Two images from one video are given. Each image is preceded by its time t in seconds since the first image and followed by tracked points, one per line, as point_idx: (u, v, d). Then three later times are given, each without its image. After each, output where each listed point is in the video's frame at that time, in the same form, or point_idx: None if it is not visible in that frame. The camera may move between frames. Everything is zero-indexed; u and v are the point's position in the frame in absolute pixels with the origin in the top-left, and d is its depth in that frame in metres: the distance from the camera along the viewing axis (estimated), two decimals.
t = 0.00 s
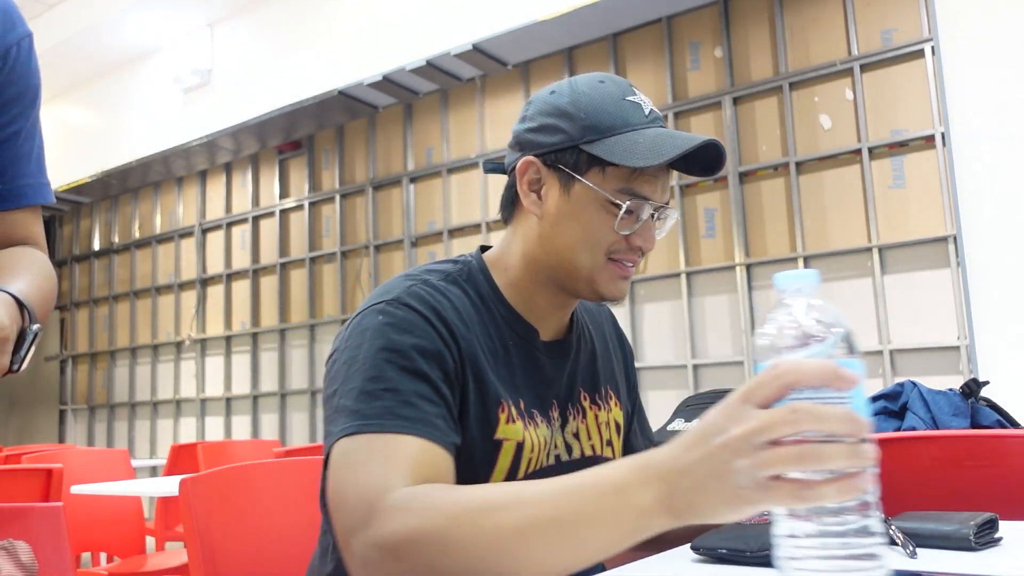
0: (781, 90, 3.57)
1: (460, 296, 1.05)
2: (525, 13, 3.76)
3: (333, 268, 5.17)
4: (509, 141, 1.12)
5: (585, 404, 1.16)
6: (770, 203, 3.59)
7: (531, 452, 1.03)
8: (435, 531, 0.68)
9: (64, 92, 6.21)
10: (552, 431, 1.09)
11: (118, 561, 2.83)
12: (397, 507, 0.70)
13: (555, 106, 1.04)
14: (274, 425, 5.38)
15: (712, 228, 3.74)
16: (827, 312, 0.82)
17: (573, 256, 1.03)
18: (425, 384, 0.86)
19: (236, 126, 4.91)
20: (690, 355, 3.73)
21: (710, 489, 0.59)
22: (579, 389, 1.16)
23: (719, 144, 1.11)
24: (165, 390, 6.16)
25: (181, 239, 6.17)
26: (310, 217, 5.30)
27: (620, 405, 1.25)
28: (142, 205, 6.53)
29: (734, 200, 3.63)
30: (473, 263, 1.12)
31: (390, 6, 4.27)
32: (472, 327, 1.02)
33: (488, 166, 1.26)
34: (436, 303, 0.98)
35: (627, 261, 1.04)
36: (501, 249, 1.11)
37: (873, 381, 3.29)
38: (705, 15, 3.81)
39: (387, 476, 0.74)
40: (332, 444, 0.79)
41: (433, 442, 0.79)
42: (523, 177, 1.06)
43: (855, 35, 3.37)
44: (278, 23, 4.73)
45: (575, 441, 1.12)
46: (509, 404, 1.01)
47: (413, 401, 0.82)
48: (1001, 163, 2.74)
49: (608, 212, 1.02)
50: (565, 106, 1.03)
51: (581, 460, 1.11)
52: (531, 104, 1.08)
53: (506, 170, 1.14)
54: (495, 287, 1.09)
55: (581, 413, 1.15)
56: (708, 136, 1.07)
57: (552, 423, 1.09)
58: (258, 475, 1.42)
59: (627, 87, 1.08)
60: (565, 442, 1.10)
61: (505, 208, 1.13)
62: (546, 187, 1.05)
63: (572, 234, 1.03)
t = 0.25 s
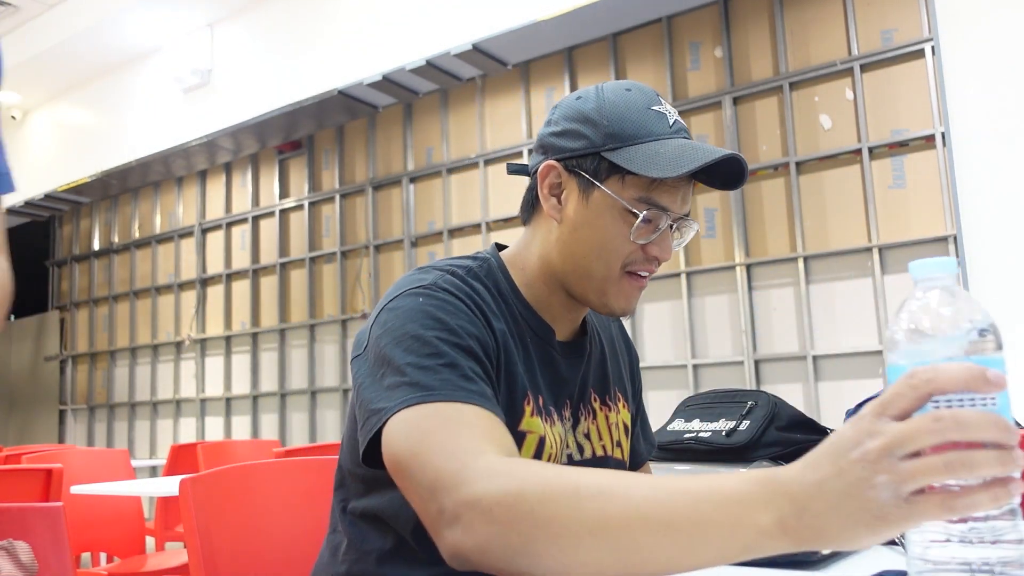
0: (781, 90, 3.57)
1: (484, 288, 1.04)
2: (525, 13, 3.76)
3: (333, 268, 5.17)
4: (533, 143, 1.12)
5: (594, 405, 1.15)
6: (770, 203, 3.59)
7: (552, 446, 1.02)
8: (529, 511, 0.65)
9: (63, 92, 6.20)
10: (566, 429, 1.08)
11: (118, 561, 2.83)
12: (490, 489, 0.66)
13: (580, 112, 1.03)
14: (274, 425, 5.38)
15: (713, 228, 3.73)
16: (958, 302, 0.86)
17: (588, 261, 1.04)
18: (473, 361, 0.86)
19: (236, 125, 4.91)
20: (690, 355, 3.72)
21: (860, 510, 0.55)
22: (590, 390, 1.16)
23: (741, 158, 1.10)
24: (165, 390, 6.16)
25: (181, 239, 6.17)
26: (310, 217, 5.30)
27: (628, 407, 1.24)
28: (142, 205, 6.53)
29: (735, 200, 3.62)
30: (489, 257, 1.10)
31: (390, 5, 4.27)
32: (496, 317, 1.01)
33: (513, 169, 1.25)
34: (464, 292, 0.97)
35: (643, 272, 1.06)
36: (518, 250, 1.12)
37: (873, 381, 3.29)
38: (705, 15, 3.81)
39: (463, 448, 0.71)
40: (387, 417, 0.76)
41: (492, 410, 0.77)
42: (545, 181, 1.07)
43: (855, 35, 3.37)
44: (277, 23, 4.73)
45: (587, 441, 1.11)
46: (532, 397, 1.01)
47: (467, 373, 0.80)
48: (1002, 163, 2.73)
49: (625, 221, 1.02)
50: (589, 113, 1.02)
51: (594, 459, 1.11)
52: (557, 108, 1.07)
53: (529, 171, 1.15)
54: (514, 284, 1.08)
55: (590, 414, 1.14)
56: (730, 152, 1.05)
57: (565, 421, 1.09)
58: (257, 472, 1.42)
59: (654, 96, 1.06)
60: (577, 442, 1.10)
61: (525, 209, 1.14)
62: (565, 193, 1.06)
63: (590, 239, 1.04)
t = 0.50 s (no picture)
0: (781, 90, 3.57)
1: (491, 286, 1.04)
2: (525, 13, 3.76)
3: (333, 268, 5.17)
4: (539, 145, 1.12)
5: (598, 403, 1.15)
6: (770, 203, 3.59)
7: (557, 442, 1.02)
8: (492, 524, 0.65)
9: (63, 92, 6.20)
10: (570, 425, 1.08)
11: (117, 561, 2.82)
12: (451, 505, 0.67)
13: (586, 112, 1.03)
14: (274, 425, 5.38)
15: (712, 228, 3.72)
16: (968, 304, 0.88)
17: (596, 259, 1.04)
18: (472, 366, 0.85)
19: (237, 125, 4.91)
20: (690, 355, 3.72)
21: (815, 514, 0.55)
22: (593, 389, 1.16)
23: (744, 155, 1.11)
24: (165, 390, 6.16)
25: (181, 239, 6.17)
26: (310, 217, 5.29)
27: (629, 407, 1.24)
28: (142, 205, 6.53)
29: (734, 200, 3.62)
30: (497, 256, 1.12)
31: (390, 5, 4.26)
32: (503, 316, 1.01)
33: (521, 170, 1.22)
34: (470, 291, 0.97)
35: (650, 268, 1.06)
36: (522, 251, 1.12)
37: (873, 381, 3.29)
38: (705, 15, 3.81)
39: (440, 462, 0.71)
40: (378, 420, 0.77)
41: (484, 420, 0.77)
42: (552, 181, 1.06)
43: (855, 36, 3.37)
44: (277, 24, 4.73)
45: (592, 438, 1.11)
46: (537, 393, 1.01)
47: (464, 379, 0.80)
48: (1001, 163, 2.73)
49: (632, 219, 1.02)
50: (596, 113, 1.02)
51: (599, 455, 1.10)
52: (563, 110, 1.07)
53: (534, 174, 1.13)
54: (522, 282, 1.09)
55: (595, 411, 1.14)
56: (734, 149, 1.06)
57: (570, 417, 1.09)
58: (256, 471, 1.42)
59: (658, 97, 1.06)
60: (583, 438, 1.10)
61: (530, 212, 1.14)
62: (573, 193, 1.05)
63: (596, 238, 1.04)
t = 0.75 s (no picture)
0: (781, 89, 3.57)
1: (477, 291, 1.08)
2: (524, 13, 3.75)
3: (333, 268, 5.17)
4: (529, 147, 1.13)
5: (596, 404, 1.15)
6: (769, 203, 3.60)
7: (543, 444, 1.03)
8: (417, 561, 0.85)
9: (63, 93, 6.19)
10: (566, 426, 1.08)
11: (118, 561, 2.82)
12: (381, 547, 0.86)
13: (576, 113, 1.05)
14: (274, 426, 5.38)
15: (712, 227, 3.73)
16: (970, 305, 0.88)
17: (588, 260, 1.04)
18: (421, 392, 0.93)
19: (236, 126, 4.91)
20: (690, 355, 3.72)
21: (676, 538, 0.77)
22: (591, 387, 1.16)
23: (735, 155, 1.12)
24: (165, 391, 6.16)
25: (181, 239, 6.17)
26: (310, 217, 5.29)
27: (629, 406, 1.24)
28: (142, 205, 6.52)
29: (734, 200, 3.62)
30: (490, 261, 1.15)
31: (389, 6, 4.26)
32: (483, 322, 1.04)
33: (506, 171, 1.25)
34: (449, 300, 1.02)
35: (643, 268, 1.05)
36: (516, 253, 1.13)
37: (873, 380, 3.29)
38: (705, 14, 3.81)
39: (372, 502, 0.88)
40: (331, 436, 0.91)
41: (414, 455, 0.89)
42: (543, 183, 1.08)
43: (855, 35, 3.37)
44: (277, 24, 4.73)
45: (588, 439, 1.11)
46: (519, 399, 1.02)
47: (407, 410, 0.90)
48: (1000, 162, 2.74)
49: (623, 219, 1.02)
50: (586, 114, 1.04)
51: (593, 457, 1.11)
52: (552, 112, 1.09)
53: (525, 175, 1.15)
54: (512, 284, 1.12)
55: (592, 411, 1.14)
56: (724, 148, 1.07)
57: (565, 418, 1.09)
58: (256, 471, 1.42)
59: (648, 97, 1.08)
60: (579, 439, 1.10)
61: (522, 213, 1.15)
62: (564, 194, 1.06)
63: (589, 239, 1.04)
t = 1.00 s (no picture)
0: (781, 90, 3.57)
1: (452, 291, 1.08)
2: (524, 13, 3.75)
3: (333, 268, 5.17)
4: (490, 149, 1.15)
5: (576, 399, 1.16)
6: (769, 204, 3.60)
7: (523, 440, 1.03)
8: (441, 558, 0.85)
9: (63, 92, 6.20)
10: (544, 423, 1.09)
11: (118, 560, 2.82)
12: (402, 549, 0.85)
13: (530, 111, 1.07)
14: (274, 426, 5.37)
15: (712, 228, 3.74)
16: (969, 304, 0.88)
17: (556, 256, 1.06)
18: (411, 390, 0.93)
19: (236, 125, 4.91)
20: (690, 355, 3.72)
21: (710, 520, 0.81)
22: (570, 383, 1.17)
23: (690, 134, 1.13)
24: (164, 390, 6.15)
25: (181, 238, 6.17)
26: (310, 217, 5.29)
27: (614, 399, 1.24)
28: (142, 205, 6.53)
29: (734, 200, 3.62)
30: (464, 261, 1.15)
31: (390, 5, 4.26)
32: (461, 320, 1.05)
33: (473, 175, 1.28)
34: (428, 300, 1.03)
35: (612, 259, 1.07)
36: (487, 255, 1.15)
37: (873, 381, 3.29)
38: (706, 15, 3.81)
39: (384, 501, 0.87)
40: (324, 443, 0.91)
41: (416, 451, 0.89)
42: (504, 183, 1.10)
43: (855, 36, 3.37)
44: (277, 23, 4.73)
45: (568, 435, 1.12)
46: (497, 395, 1.03)
47: (400, 409, 0.91)
48: (999, 164, 2.74)
49: (586, 211, 1.04)
50: (540, 111, 1.05)
51: (574, 452, 1.11)
52: (507, 112, 1.11)
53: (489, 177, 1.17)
54: (487, 281, 1.12)
55: (572, 407, 1.15)
56: (678, 130, 1.08)
57: (544, 415, 1.09)
58: (256, 470, 1.42)
59: (600, 87, 1.10)
60: (558, 436, 1.10)
61: (489, 215, 1.17)
62: (526, 191, 1.08)
63: (554, 234, 1.05)
